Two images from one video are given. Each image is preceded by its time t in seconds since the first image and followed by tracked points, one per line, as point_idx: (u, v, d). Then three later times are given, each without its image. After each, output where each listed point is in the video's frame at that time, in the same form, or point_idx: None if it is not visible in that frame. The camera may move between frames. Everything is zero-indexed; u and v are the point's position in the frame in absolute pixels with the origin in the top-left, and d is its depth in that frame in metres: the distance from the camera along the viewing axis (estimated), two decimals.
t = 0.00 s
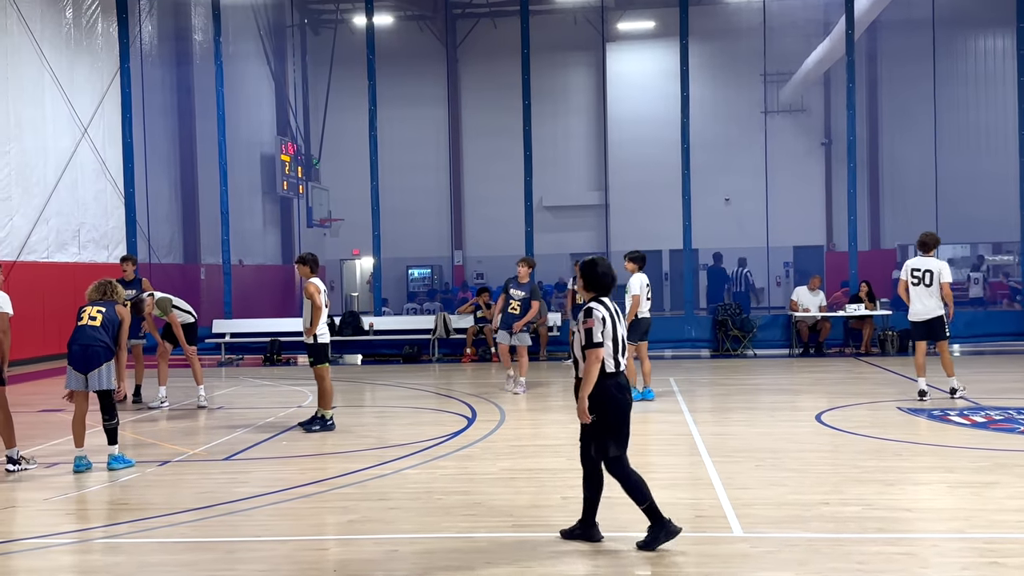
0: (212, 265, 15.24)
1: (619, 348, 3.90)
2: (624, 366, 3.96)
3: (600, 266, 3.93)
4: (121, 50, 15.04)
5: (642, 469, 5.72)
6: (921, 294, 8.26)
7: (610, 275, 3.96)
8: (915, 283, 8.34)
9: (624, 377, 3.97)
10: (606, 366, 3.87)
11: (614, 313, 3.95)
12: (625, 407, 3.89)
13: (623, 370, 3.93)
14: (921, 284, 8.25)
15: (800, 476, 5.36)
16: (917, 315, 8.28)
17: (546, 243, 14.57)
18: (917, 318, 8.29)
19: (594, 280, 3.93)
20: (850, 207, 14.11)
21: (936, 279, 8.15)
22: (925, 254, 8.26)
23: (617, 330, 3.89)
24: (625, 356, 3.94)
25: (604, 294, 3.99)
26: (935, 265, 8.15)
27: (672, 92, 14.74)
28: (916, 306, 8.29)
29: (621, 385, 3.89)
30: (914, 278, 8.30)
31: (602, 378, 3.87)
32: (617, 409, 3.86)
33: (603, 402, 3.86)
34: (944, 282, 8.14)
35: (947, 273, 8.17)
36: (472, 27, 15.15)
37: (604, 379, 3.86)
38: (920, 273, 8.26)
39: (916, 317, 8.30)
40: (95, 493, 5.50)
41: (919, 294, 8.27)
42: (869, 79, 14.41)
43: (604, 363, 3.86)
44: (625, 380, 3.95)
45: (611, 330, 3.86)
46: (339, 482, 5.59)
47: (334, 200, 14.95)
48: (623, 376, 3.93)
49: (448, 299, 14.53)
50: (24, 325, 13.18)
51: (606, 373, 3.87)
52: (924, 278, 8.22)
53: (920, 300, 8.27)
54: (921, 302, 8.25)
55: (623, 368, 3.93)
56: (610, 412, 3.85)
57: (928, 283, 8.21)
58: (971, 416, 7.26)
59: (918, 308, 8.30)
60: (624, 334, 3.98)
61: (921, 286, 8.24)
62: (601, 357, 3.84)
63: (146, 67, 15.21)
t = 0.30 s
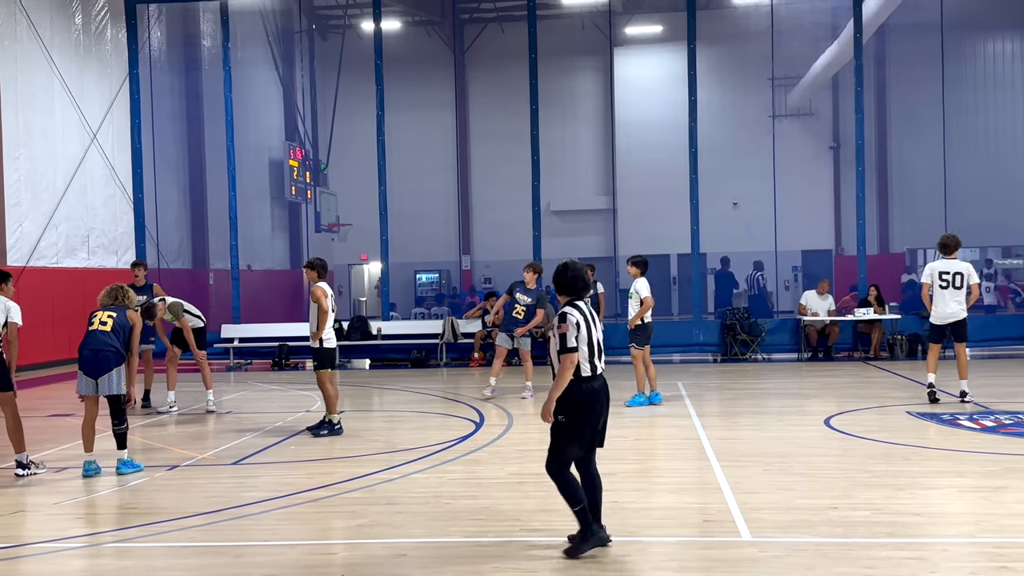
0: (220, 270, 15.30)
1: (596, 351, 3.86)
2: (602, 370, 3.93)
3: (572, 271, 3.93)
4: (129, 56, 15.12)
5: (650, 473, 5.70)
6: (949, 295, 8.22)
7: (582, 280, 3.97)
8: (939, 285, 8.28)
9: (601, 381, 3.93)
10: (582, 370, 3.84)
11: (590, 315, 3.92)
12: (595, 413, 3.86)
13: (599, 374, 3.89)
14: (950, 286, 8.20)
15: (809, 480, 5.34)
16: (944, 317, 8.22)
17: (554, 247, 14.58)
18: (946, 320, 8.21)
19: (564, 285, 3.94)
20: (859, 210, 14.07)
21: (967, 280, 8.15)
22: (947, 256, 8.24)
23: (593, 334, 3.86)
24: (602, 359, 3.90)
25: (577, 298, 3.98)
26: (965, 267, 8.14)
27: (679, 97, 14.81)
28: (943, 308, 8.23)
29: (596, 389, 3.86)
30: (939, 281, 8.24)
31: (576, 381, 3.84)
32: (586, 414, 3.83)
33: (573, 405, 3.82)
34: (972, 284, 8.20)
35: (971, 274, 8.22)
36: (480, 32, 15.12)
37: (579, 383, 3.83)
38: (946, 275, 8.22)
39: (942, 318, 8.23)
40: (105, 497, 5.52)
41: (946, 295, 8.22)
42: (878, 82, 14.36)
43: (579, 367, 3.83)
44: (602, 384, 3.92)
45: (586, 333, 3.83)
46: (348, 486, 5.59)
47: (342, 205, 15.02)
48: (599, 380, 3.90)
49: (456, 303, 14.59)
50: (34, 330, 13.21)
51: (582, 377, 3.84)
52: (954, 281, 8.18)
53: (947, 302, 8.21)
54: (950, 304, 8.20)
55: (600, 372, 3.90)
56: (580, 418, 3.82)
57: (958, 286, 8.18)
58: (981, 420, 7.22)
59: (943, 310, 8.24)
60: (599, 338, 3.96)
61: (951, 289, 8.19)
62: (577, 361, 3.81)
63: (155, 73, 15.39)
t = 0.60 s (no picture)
0: (240, 272, 15.35)
1: (570, 357, 3.82)
2: (584, 373, 3.86)
3: (558, 273, 3.92)
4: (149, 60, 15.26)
5: (669, 473, 5.69)
6: (978, 293, 8.13)
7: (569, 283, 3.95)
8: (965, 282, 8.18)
9: (585, 385, 3.87)
10: (554, 374, 3.83)
11: (571, 319, 3.91)
12: (573, 416, 3.81)
13: (578, 377, 3.84)
14: (978, 284, 8.13)
15: (829, 480, 5.31)
16: (970, 314, 8.14)
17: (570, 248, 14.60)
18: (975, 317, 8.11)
19: (551, 287, 3.95)
20: (880, 209, 13.95)
21: (992, 278, 8.11)
22: (971, 253, 8.18)
23: (569, 337, 3.84)
24: (581, 364, 3.85)
25: (565, 302, 3.97)
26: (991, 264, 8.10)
27: (698, 97, 14.68)
28: (970, 304, 8.14)
29: (572, 391, 3.82)
30: (967, 278, 8.14)
31: (551, 385, 3.84)
32: (560, 417, 3.81)
33: (547, 409, 3.83)
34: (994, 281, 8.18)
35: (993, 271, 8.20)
36: (497, 33, 15.15)
37: (551, 387, 3.83)
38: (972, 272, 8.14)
39: (968, 316, 8.14)
40: (127, 497, 5.58)
41: (974, 292, 8.13)
42: (899, 80, 14.17)
43: (552, 371, 3.82)
44: (584, 388, 3.85)
45: (560, 337, 3.83)
46: (367, 486, 5.63)
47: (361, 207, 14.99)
48: (579, 384, 3.84)
49: (474, 304, 14.60)
50: (57, 331, 13.35)
51: (553, 381, 3.83)
52: (982, 278, 8.11)
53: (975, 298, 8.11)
54: (978, 301, 8.11)
55: (579, 376, 3.84)
56: (553, 421, 3.81)
57: (985, 283, 8.12)
58: (1004, 420, 7.14)
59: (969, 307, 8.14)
60: (584, 342, 3.90)
61: (979, 286, 8.12)
62: (549, 365, 3.80)
63: (175, 75, 15.58)
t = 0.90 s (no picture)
0: (273, 272, 15.52)
1: (568, 354, 3.78)
2: (584, 371, 3.80)
3: (553, 272, 3.88)
4: (183, 62, 15.57)
5: (701, 473, 5.66)
6: (1004, 291, 7.98)
7: (567, 280, 3.88)
8: (991, 282, 8.05)
9: (588, 383, 3.80)
10: (552, 373, 3.80)
11: (570, 317, 3.83)
12: (575, 419, 3.77)
13: (577, 376, 3.79)
14: (1004, 282, 8.02)
15: (864, 480, 5.24)
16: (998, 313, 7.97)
17: (601, 246, 14.49)
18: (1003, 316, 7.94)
19: (549, 286, 3.89)
20: (915, 206, 13.70)
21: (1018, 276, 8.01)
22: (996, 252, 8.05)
23: (564, 336, 3.79)
24: (580, 362, 3.79)
25: (565, 298, 3.91)
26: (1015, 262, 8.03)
27: (727, 93, 14.82)
28: (997, 303, 7.97)
29: (574, 391, 3.77)
30: (993, 277, 8.03)
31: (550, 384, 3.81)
32: (564, 419, 3.77)
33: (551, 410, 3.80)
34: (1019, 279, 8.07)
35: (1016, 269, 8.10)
36: (527, 32, 15.18)
37: (550, 386, 3.81)
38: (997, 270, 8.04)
39: (996, 315, 7.96)
40: (163, 495, 5.68)
41: (1001, 290, 7.98)
42: (933, 75, 13.95)
43: (548, 370, 3.81)
44: (586, 387, 3.79)
45: (553, 336, 3.80)
46: (399, 485, 5.67)
47: (392, 207, 15.17)
48: (580, 382, 3.79)
49: (505, 304, 14.68)
50: (94, 333, 13.74)
51: (552, 379, 3.80)
52: (1007, 276, 8.01)
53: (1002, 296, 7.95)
54: (1006, 300, 7.94)
55: (580, 374, 3.79)
56: (557, 422, 3.79)
57: (1011, 281, 8.01)
58: None
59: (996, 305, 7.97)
60: (584, 340, 3.82)
61: (1005, 284, 8.00)
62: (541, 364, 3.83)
63: (208, 79, 15.76)
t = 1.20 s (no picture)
0: (345, 273, 15.88)
1: (630, 355, 3.77)
2: (649, 371, 3.79)
3: (616, 272, 3.89)
4: (258, 68, 16.29)
5: (776, 474, 5.57)
6: None
7: (629, 279, 3.88)
8: None
9: (652, 383, 3.79)
10: (616, 374, 3.82)
11: (634, 317, 3.82)
12: (640, 419, 3.77)
13: (642, 376, 3.78)
14: None
15: (947, 481, 5.08)
16: None
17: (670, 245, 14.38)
18: None
19: (613, 285, 3.91)
20: (999, 199, 13.19)
21: None
22: None
23: (627, 336, 3.79)
24: (644, 362, 3.77)
25: (630, 298, 3.91)
26: None
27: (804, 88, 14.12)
28: None
29: (638, 391, 3.77)
30: None
31: (614, 384, 3.83)
32: (629, 419, 3.78)
33: (616, 410, 3.82)
34: None
35: None
36: (596, 30, 15.00)
37: (615, 386, 3.83)
38: None
39: None
40: (243, 491, 5.89)
41: None
42: (1015, 65, 13.42)
43: (612, 370, 3.82)
44: (650, 387, 3.78)
45: (615, 337, 3.82)
46: (471, 483, 5.75)
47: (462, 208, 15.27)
48: (644, 383, 3.78)
49: (574, 302, 14.65)
50: (175, 334, 14.10)
51: (617, 380, 3.82)
52: None
53: None
54: None
55: (642, 375, 3.78)
56: (623, 422, 3.80)
57: None
58: None
59: None
60: (647, 340, 3.79)
61: None
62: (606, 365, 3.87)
63: (282, 84, 16.47)
